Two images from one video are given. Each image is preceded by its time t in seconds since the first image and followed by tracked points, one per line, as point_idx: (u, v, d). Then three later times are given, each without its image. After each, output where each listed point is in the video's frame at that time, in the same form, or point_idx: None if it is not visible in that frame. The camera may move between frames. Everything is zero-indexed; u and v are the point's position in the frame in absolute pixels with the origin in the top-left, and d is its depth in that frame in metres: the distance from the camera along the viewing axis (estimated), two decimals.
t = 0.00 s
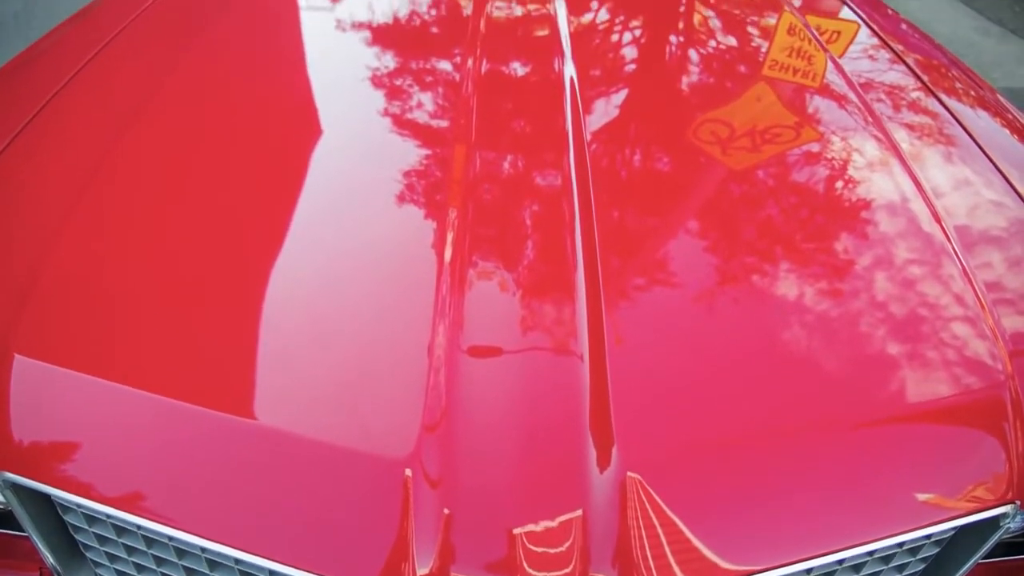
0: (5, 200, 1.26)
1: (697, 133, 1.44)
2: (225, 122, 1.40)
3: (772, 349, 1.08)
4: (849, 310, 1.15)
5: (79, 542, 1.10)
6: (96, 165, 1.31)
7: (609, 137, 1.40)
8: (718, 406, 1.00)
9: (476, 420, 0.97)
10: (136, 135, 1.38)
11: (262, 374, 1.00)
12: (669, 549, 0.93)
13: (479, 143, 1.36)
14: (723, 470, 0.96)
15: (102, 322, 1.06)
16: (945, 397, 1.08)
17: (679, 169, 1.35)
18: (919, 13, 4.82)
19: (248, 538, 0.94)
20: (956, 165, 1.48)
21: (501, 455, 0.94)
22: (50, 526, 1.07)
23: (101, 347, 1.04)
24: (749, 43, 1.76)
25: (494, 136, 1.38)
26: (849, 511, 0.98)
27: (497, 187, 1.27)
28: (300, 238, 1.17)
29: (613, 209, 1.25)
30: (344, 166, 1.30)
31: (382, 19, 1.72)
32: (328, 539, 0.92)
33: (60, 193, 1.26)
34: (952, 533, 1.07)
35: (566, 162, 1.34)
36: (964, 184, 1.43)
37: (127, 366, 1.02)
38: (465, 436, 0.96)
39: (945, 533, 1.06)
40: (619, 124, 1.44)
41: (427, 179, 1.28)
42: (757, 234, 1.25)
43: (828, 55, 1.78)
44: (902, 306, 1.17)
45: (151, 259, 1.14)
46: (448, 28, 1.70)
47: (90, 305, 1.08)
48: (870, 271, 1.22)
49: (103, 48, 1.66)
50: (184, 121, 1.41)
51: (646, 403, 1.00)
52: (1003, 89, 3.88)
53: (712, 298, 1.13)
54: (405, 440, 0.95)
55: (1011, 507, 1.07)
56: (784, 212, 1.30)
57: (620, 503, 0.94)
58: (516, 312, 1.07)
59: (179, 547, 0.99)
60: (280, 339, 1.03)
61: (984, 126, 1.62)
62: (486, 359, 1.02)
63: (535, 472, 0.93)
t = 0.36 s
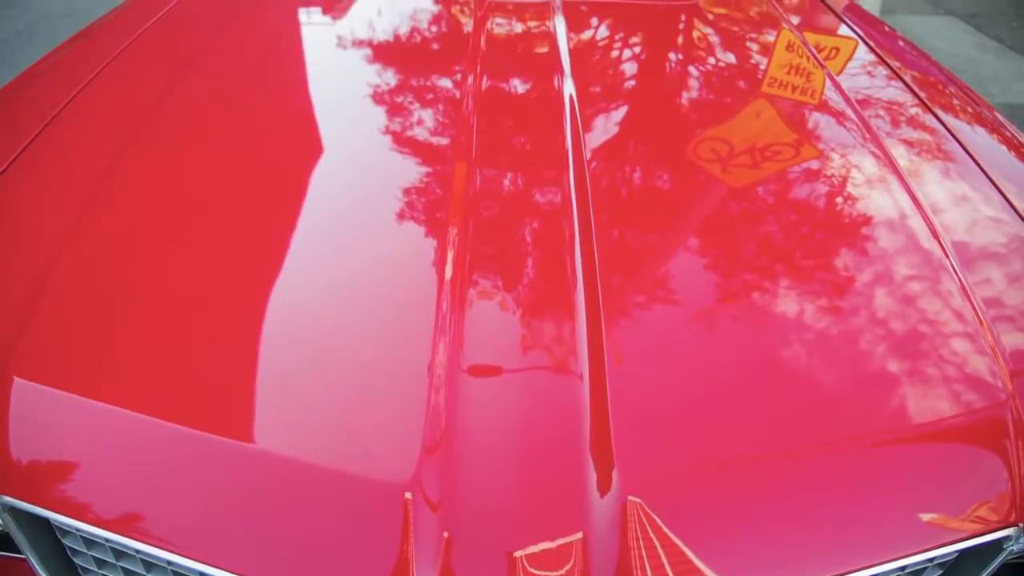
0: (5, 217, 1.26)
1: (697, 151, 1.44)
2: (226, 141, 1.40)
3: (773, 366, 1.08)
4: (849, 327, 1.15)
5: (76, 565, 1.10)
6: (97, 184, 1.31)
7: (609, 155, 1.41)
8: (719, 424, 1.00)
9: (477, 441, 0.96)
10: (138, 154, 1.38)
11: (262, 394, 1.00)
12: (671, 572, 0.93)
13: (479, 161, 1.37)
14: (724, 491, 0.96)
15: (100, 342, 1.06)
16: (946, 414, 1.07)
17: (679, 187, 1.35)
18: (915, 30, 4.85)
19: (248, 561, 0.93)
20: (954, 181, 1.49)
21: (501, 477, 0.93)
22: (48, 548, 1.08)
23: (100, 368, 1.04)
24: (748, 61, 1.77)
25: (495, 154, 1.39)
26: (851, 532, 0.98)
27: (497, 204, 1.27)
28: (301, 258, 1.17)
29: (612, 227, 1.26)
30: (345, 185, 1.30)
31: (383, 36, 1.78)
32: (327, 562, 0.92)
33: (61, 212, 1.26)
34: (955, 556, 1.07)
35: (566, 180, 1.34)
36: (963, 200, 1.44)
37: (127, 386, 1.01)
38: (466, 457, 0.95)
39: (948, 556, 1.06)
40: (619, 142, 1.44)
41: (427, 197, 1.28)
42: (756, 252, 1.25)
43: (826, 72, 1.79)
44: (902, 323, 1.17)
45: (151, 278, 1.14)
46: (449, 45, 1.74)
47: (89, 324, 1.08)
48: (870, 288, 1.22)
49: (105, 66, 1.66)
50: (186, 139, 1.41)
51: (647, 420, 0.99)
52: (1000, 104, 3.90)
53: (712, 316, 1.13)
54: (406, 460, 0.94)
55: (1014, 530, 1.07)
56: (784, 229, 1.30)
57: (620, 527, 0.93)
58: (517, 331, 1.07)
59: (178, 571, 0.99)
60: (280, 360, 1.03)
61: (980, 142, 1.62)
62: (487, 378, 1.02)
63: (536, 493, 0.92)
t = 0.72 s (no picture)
0: (7, 236, 1.27)
1: (697, 168, 1.44)
2: (227, 159, 1.41)
3: (774, 383, 1.08)
4: (850, 344, 1.15)
5: None
6: (99, 203, 1.32)
7: (610, 172, 1.41)
8: (720, 443, 1.00)
9: (476, 462, 0.96)
10: (139, 172, 1.39)
11: (262, 415, 1.00)
12: None
13: (479, 178, 1.37)
14: (725, 512, 0.95)
15: (101, 363, 1.06)
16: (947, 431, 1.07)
17: (679, 205, 1.35)
18: (914, 46, 4.87)
19: None
20: (953, 196, 1.49)
21: (501, 500, 0.93)
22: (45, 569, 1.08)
23: (99, 389, 1.04)
24: (746, 77, 1.77)
25: (495, 171, 1.39)
26: (856, 554, 0.96)
27: (498, 221, 1.28)
28: (300, 277, 1.17)
29: (613, 245, 1.26)
30: (345, 203, 1.31)
31: (385, 52, 1.79)
32: None
33: (62, 231, 1.26)
34: None
35: (566, 198, 1.35)
36: (962, 216, 1.44)
37: (128, 406, 1.01)
38: (466, 480, 0.95)
39: None
40: (619, 158, 1.44)
41: (428, 214, 1.28)
42: (757, 268, 1.25)
43: (824, 88, 1.80)
44: (903, 339, 1.17)
45: (152, 299, 1.14)
46: (449, 61, 1.75)
47: (89, 345, 1.08)
48: (871, 304, 1.22)
49: (108, 83, 1.67)
50: (187, 157, 1.42)
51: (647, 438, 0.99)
52: (998, 120, 3.91)
53: (712, 333, 1.13)
54: (405, 480, 0.94)
55: (1017, 553, 1.06)
56: (784, 245, 1.30)
57: (620, 551, 0.92)
58: (516, 350, 1.07)
59: None
60: (279, 381, 1.03)
61: (976, 157, 1.63)
62: (486, 398, 1.01)
63: (536, 515, 0.92)
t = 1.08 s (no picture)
0: (8, 254, 1.27)
1: (697, 184, 1.44)
2: (227, 177, 1.41)
3: (775, 399, 1.07)
4: (851, 359, 1.14)
5: None
6: (99, 220, 1.32)
7: (610, 187, 1.41)
8: (721, 460, 0.99)
9: (475, 482, 0.95)
10: (139, 189, 1.39)
11: (260, 433, 0.99)
12: None
13: (478, 194, 1.37)
14: (724, 530, 0.94)
15: (98, 381, 1.06)
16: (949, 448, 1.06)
17: (680, 220, 1.35)
18: (912, 59, 4.89)
19: None
20: (952, 210, 1.48)
21: (501, 520, 0.92)
22: None
23: (98, 408, 1.03)
24: (745, 92, 1.78)
25: (494, 187, 1.40)
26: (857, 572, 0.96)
27: (497, 236, 1.28)
28: (299, 295, 1.17)
29: (613, 260, 1.25)
30: (345, 218, 1.32)
31: (386, 65, 1.79)
32: None
33: (62, 249, 1.27)
34: None
35: (565, 213, 1.35)
36: (961, 229, 1.43)
37: (127, 424, 1.01)
38: (464, 500, 0.94)
39: None
40: (619, 173, 1.44)
41: (428, 230, 1.28)
42: (757, 284, 1.25)
43: (823, 102, 1.80)
44: (904, 353, 1.16)
45: (150, 316, 1.14)
46: (449, 75, 1.76)
47: (88, 363, 1.08)
48: (872, 318, 1.21)
49: (109, 99, 1.68)
50: (188, 174, 1.42)
51: (647, 454, 0.98)
52: (997, 133, 3.92)
53: (713, 349, 1.13)
54: (404, 499, 0.93)
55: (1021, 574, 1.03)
56: (784, 260, 1.30)
57: (619, 572, 0.90)
58: (516, 368, 1.07)
59: None
60: (276, 400, 1.02)
61: (973, 171, 1.62)
62: (486, 416, 1.01)
63: (536, 536, 0.91)
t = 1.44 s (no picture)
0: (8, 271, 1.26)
1: (696, 201, 1.44)
2: (228, 194, 1.41)
3: (776, 417, 1.07)
4: (851, 376, 1.14)
5: None
6: (100, 238, 1.32)
7: (610, 204, 1.41)
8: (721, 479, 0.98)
9: (473, 502, 0.93)
10: (141, 207, 1.39)
11: (258, 451, 0.98)
12: None
13: (478, 211, 1.38)
14: (723, 548, 0.92)
15: (98, 400, 1.05)
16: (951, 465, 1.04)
17: (680, 236, 1.35)
18: (910, 73, 4.90)
19: None
20: (951, 225, 1.48)
21: (499, 542, 0.90)
22: None
23: (96, 426, 1.03)
24: (744, 107, 1.79)
25: (494, 204, 1.40)
26: None
27: (496, 253, 1.28)
28: (298, 314, 1.17)
29: (613, 276, 1.25)
30: (345, 233, 1.33)
31: (386, 81, 1.80)
32: None
33: (63, 267, 1.27)
34: None
35: (563, 229, 1.35)
36: (961, 244, 1.43)
37: (125, 442, 1.00)
38: (463, 521, 0.92)
39: None
40: (619, 190, 1.45)
41: (428, 246, 1.30)
42: (757, 300, 1.24)
43: (822, 118, 1.80)
44: (906, 369, 1.16)
45: (150, 334, 1.14)
46: (449, 89, 1.77)
47: (87, 382, 1.08)
48: (873, 334, 1.21)
49: (111, 117, 1.69)
50: (189, 191, 1.42)
51: (648, 471, 0.98)
52: (996, 147, 3.92)
53: (713, 367, 1.12)
54: (403, 516, 0.92)
55: None
56: (784, 276, 1.30)
57: None
58: (514, 387, 1.06)
59: None
60: (274, 421, 1.02)
61: (969, 186, 1.62)
62: (484, 434, 1.00)
63: (535, 558, 0.88)
